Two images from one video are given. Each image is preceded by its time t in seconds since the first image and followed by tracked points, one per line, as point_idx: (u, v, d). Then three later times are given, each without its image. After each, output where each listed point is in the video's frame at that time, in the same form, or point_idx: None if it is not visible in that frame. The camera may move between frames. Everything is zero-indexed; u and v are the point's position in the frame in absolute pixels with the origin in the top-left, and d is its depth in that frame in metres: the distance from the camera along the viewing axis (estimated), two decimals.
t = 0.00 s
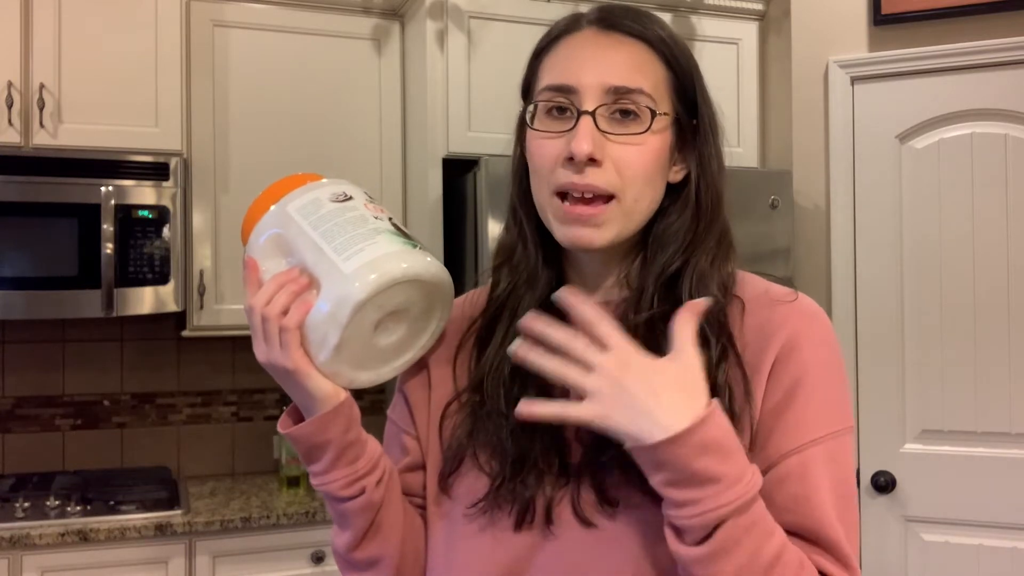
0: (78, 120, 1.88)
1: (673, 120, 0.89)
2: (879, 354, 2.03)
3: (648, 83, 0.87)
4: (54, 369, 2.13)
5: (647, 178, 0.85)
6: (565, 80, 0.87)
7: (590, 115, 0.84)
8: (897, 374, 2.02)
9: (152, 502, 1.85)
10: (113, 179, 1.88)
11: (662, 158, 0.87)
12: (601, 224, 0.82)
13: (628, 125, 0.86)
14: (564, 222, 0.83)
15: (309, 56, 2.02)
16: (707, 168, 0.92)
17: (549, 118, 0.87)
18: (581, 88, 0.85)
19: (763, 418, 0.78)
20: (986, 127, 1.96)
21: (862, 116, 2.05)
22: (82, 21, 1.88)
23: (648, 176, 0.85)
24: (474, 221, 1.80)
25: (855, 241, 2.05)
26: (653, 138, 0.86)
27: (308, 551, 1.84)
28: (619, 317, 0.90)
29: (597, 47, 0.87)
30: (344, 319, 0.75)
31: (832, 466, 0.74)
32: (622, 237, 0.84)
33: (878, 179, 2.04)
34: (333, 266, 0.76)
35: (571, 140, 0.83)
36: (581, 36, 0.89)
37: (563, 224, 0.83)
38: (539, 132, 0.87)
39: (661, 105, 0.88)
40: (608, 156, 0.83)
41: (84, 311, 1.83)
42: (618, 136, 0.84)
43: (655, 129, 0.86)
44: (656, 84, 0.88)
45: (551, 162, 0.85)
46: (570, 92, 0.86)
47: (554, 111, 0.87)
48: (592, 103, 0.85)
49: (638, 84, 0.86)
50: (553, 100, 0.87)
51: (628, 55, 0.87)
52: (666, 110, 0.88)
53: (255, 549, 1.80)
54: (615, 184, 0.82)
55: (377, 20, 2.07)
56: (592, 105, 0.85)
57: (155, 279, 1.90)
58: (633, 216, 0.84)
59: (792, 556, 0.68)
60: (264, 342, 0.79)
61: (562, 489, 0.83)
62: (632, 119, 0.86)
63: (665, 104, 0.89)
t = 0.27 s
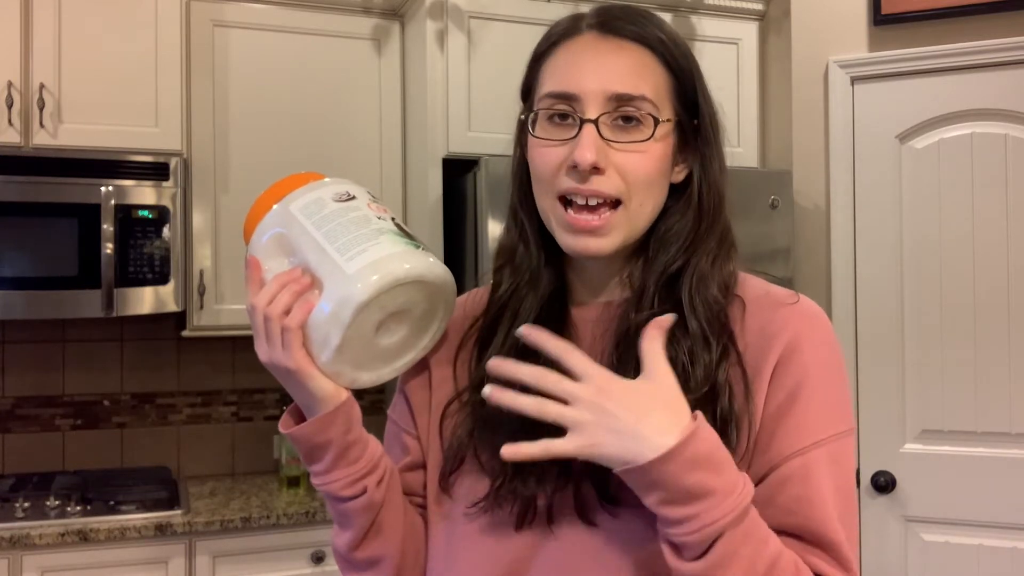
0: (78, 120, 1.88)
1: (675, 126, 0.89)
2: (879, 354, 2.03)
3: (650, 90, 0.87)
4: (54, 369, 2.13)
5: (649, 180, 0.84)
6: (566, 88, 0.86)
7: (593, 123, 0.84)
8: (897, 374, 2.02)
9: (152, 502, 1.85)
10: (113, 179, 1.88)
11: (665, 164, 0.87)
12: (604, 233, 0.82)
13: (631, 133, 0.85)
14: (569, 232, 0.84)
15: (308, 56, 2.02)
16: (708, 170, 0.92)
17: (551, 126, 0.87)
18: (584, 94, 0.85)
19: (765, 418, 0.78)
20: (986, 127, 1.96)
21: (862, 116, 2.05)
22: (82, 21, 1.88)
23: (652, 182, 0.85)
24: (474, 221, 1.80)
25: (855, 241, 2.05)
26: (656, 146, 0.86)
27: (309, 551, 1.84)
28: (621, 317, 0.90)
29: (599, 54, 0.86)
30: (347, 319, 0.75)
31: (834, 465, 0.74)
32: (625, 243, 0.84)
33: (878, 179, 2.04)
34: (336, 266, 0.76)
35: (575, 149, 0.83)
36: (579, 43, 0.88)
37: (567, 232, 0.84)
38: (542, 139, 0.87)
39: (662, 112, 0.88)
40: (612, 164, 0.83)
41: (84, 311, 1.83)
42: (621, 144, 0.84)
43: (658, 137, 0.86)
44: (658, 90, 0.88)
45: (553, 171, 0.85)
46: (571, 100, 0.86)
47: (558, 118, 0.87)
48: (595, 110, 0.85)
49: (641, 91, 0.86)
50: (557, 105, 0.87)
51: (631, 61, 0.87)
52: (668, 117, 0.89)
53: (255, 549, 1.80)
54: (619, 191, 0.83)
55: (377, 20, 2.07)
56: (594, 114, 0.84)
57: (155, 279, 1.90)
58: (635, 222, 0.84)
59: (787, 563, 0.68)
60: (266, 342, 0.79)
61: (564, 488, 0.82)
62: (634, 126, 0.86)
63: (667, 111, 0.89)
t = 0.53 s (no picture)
0: (78, 120, 1.88)
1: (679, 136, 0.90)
2: (878, 354, 2.03)
3: (655, 102, 0.87)
4: (54, 369, 2.13)
5: (651, 185, 0.85)
6: (571, 100, 0.86)
7: (599, 137, 0.84)
8: (897, 374, 2.02)
9: (152, 502, 1.85)
10: (113, 179, 1.88)
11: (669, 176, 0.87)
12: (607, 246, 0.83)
13: (636, 147, 0.85)
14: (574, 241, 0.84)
15: (308, 56, 2.02)
16: (711, 175, 0.93)
17: (555, 137, 0.87)
18: (588, 105, 0.85)
19: (766, 420, 0.78)
20: (986, 127, 1.96)
21: (862, 116, 2.05)
22: (82, 21, 1.88)
23: (655, 194, 0.85)
24: (474, 221, 1.80)
25: (855, 241, 2.05)
26: (661, 160, 0.86)
27: (309, 551, 1.84)
28: (623, 319, 0.91)
29: (604, 66, 0.86)
30: (348, 321, 0.75)
31: (835, 466, 0.74)
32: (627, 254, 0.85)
33: (878, 179, 2.04)
34: (337, 267, 0.76)
35: (581, 163, 0.83)
36: (582, 51, 0.88)
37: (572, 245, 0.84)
38: (546, 150, 0.87)
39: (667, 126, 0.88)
40: (617, 179, 0.83)
41: (84, 311, 1.83)
42: (627, 158, 0.84)
43: (663, 151, 0.86)
44: (662, 99, 0.88)
45: (557, 183, 0.85)
46: (576, 112, 0.85)
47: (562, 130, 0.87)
48: (601, 124, 0.84)
49: (647, 104, 0.86)
50: (562, 117, 0.87)
51: (636, 71, 0.86)
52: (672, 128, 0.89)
53: (254, 549, 1.80)
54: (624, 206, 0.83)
55: (377, 20, 2.07)
56: (599, 127, 0.84)
57: (155, 279, 1.90)
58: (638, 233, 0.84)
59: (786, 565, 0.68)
60: (268, 344, 0.79)
61: (566, 487, 0.83)
62: (639, 139, 0.86)
63: (672, 125, 0.89)
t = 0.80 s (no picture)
0: (78, 120, 1.88)
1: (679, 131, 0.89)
2: (878, 354, 2.03)
3: (655, 97, 0.87)
4: (54, 369, 2.13)
5: (650, 182, 0.85)
6: (571, 94, 0.86)
7: (597, 131, 0.84)
8: (897, 374, 2.02)
9: (153, 502, 1.85)
10: (112, 179, 1.88)
11: (668, 172, 0.87)
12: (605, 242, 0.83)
13: (635, 140, 0.85)
14: (572, 235, 0.84)
15: (308, 56, 2.02)
16: (711, 173, 0.93)
17: (555, 131, 0.87)
18: (588, 100, 0.85)
19: (765, 421, 0.78)
20: (986, 127, 1.96)
21: (862, 116, 2.05)
22: (82, 21, 1.88)
23: (654, 190, 0.85)
24: (474, 221, 1.81)
25: (855, 241, 2.05)
26: (660, 155, 0.86)
27: (309, 551, 1.84)
28: (622, 318, 0.91)
29: (603, 61, 0.86)
30: (348, 322, 0.75)
31: (834, 468, 0.74)
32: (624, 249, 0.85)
33: (878, 179, 2.04)
34: (337, 267, 0.76)
35: (579, 157, 0.83)
36: (583, 46, 0.88)
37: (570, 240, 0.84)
38: (546, 145, 0.87)
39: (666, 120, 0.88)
40: (615, 174, 0.83)
41: (84, 312, 1.83)
42: (625, 152, 0.84)
43: (662, 147, 0.86)
44: (662, 94, 0.88)
45: (556, 178, 0.85)
46: (575, 106, 0.86)
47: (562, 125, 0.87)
48: (599, 118, 0.84)
49: (647, 98, 0.86)
50: (561, 110, 0.87)
51: (636, 66, 0.86)
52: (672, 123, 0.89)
53: (255, 549, 1.80)
54: (621, 200, 0.83)
55: (377, 20, 2.07)
56: (598, 120, 0.84)
57: (155, 279, 1.90)
58: (637, 228, 0.84)
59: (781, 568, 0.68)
60: (267, 344, 0.79)
61: (565, 487, 0.83)
62: (638, 133, 0.86)
63: (671, 119, 0.89)
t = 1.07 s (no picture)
0: (78, 120, 1.88)
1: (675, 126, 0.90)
2: (878, 354, 2.03)
3: (651, 91, 0.87)
4: (54, 369, 2.13)
5: (649, 177, 0.85)
6: (566, 88, 0.86)
7: (593, 123, 0.84)
8: (897, 374, 2.02)
9: (153, 502, 1.85)
10: (112, 179, 1.88)
11: (665, 165, 0.87)
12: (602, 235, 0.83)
13: (630, 133, 0.85)
14: (569, 227, 0.84)
15: (308, 56, 2.02)
16: (710, 171, 0.92)
17: (551, 126, 0.87)
18: (584, 94, 0.85)
19: (765, 421, 0.78)
20: (986, 127, 1.96)
21: (862, 116, 2.05)
22: (82, 21, 1.88)
23: (651, 183, 0.85)
24: (474, 221, 1.81)
25: (854, 240, 2.05)
26: (656, 148, 0.86)
27: (309, 551, 1.84)
28: (621, 318, 0.90)
29: (600, 55, 0.86)
30: (348, 323, 0.75)
31: (835, 469, 0.74)
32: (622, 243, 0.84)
33: (878, 179, 2.04)
34: (337, 268, 0.76)
35: (574, 149, 0.83)
36: (580, 43, 0.88)
37: (567, 232, 0.84)
38: (543, 139, 0.87)
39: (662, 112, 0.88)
40: (611, 166, 0.82)
41: (84, 312, 1.83)
42: (620, 144, 0.84)
43: (657, 138, 0.86)
44: (658, 90, 0.88)
45: (553, 171, 0.85)
46: (572, 100, 0.86)
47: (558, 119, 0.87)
48: (595, 110, 0.85)
49: (642, 92, 0.86)
50: (559, 105, 0.87)
51: (632, 61, 0.87)
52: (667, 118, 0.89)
53: (255, 549, 1.80)
54: (618, 193, 0.82)
55: (377, 20, 2.07)
56: (593, 114, 0.84)
57: (155, 279, 1.90)
58: (634, 221, 0.84)
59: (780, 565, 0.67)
60: (266, 344, 0.79)
61: (565, 487, 0.83)
62: (634, 127, 0.86)
63: (667, 113, 0.89)
